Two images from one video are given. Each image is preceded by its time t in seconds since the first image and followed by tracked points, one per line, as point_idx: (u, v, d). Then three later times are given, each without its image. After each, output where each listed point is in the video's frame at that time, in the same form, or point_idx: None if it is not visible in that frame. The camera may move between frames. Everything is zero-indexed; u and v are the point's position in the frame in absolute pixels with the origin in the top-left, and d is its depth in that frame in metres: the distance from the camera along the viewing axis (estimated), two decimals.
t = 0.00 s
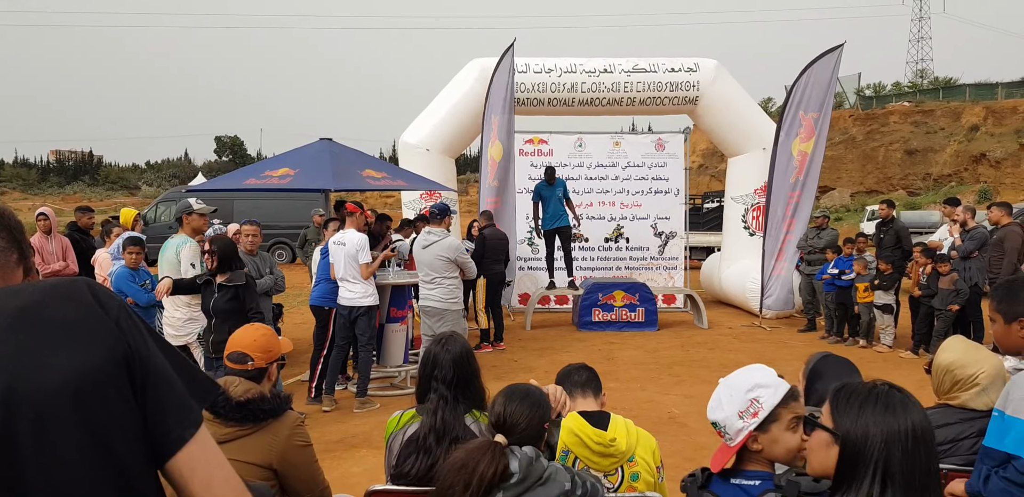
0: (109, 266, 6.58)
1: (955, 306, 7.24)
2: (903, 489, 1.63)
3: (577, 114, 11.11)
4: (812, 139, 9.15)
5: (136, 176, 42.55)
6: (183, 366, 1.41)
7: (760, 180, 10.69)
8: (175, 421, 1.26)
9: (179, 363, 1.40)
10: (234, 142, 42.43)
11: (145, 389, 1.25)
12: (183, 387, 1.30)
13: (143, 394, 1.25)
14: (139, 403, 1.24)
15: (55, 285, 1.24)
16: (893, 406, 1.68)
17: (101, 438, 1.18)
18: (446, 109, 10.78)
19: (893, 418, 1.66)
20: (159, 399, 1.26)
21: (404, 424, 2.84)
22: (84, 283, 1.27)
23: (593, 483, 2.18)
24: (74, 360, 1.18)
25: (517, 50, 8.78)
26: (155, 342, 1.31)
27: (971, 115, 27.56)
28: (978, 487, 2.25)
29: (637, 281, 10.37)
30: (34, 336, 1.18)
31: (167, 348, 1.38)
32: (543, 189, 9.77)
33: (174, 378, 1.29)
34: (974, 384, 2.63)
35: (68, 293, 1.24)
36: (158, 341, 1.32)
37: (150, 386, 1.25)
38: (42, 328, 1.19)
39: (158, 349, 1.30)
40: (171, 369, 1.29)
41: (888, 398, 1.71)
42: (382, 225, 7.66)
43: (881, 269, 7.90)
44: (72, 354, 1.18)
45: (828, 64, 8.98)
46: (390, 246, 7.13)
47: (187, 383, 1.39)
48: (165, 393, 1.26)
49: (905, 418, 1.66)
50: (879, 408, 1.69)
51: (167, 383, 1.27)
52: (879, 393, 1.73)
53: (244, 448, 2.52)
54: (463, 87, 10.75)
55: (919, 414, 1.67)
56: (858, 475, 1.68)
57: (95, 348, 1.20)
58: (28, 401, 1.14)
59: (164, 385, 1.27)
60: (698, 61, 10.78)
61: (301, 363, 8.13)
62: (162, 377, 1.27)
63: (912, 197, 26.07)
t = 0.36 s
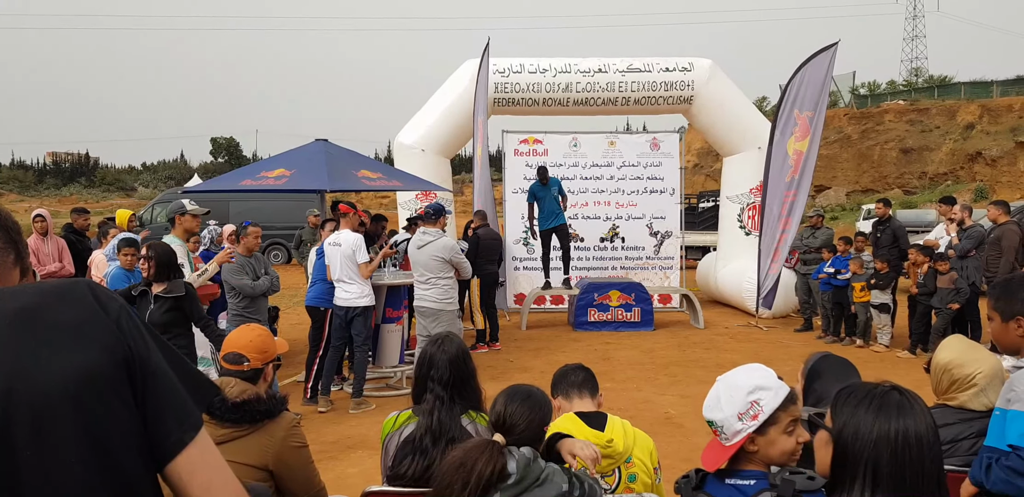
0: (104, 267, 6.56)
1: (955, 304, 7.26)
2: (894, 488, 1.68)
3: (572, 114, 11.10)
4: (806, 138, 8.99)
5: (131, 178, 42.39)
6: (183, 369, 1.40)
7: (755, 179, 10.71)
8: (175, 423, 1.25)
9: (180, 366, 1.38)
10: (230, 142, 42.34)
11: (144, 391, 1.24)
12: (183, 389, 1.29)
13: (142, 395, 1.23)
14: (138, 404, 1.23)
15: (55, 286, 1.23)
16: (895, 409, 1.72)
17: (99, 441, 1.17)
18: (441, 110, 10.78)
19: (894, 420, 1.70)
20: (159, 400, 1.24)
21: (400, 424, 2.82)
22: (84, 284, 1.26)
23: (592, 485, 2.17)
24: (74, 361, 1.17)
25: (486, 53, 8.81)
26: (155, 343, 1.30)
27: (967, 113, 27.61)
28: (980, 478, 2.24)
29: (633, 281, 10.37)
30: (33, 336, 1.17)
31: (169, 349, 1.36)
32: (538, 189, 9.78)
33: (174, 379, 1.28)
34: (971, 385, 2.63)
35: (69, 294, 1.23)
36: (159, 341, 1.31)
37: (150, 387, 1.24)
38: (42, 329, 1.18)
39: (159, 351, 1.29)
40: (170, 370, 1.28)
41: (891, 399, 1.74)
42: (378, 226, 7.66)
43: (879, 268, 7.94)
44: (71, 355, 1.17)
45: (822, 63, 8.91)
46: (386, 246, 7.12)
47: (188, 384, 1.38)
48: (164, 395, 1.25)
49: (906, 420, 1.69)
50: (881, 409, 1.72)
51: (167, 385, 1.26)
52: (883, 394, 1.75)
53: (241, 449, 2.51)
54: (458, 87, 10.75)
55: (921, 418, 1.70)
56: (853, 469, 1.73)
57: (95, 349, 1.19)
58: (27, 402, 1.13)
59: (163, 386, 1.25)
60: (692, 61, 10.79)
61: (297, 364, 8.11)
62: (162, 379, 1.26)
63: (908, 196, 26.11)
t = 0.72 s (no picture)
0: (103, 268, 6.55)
1: (955, 310, 7.32)
2: (877, 489, 1.69)
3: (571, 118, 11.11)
4: (806, 143, 9.06)
5: (130, 179, 42.34)
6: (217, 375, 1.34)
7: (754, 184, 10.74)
8: (208, 429, 1.22)
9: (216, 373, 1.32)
10: (230, 144, 42.34)
11: (178, 395, 1.20)
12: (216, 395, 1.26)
13: (176, 400, 1.19)
14: (172, 408, 1.19)
15: (92, 285, 1.19)
16: (885, 411, 1.73)
17: (134, 445, 1.12)
18: (440, 113, 10.78)
19: (881, 421, 1.71)
20: (193, 404, 1.21)
21: (397, 428, 2.81)
22: (119, 283, 1.23)
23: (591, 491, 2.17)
24: (111, 360, 1.13)
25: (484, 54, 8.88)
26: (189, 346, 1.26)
27: (965, 119, 27.66)
28: None
29: (631, 284, 10.36)
30: (69, 335, 1.13)
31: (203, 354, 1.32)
32: (542, 191, 9.78)
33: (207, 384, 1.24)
34: (971, 391, 2.63)
35: (104, 293, 1.20)
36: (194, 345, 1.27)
37: (184, 392, 1.20)
38: (77, 326, 1.14)
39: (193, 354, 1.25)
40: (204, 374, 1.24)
41: (884, 401, 1.75)
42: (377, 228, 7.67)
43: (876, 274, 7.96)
44: (107, 355, 1.13)
45: (822, 68, 8.93)
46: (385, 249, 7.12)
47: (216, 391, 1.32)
48: (198, 400, 1.21)
49: (896, 423, 1.70)
50: (871, 411, 1.74)
51: (201, 389, 1.22)
52: (879, 396, 1.78)
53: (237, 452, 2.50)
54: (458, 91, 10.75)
55: (916, 423, 1.70)
56: (839, 467, 1.75)
57: (131, 349, 1.15)
58: (64, 402, 1.09)
59: (198, 390, 1.22)
60: (692, 65, 10.80)
61: (295, 367, 8.09)
62: (196, 383, 1.22)
63: (906, 201, 26.15)
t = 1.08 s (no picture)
0: (100, 269, 6.54)
1: (956, 312, 7.28)
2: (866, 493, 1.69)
3: (571, 121, 11.12)
4: (804, 146, 9.03)
5: (129, 181, 42.26)
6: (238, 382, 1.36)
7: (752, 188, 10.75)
8: (226, 435, 1.25)
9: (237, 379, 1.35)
10: (228, 146, 42.29)
11: (197, 402, 1.24)
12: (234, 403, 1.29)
13: (195, 407, 1.23)
14: (191, 415, 1.23)
15: (120, 292, 1.23)
16: (880, 417, 1.72)
17: (156, 447, 1.17)
18: (439, 116, 10.78)
19: (874, 427, 1.71)
20: (212, 411, 1.24)
21: (395, 432, 2.80)
22: (145, 292, 1.25)
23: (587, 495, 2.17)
24: (136, 366, 1.16)
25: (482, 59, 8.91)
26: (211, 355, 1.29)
27: (963, 123, 27.72)
28: None
29: (630, 287, 10.35)
30: (96, 338, 1.16)
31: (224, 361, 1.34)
32: (545, 194, 9.78)
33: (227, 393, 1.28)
34: (969, 396, 2.62)
35: (130, 300, 1.23)
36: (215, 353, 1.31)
37: (204, 400, 1.24)
38: (105, 333, 1.17)
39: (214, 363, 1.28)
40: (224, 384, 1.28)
41: (880, 408, 1.74)
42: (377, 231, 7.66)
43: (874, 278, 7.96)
44: (132, 361, 1.17)
45: (821, 72, 8.95)
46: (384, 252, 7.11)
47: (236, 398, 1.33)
48: (217, 407, 1.25)
49: (889, 429, 1.70)
50: (865, 416, 1.74)
51: (221, 398, 1.26)
52: (878, 401, 1.77)
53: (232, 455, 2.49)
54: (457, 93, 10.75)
55: (910, 430, 1.69)
56: (831, 469, 1.76)
57: (156, 356, 1.19)
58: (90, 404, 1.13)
59: (217, 399, 1.25)
60: (691, 69, 10.83)
61: (293, 370, 8.07)
62: (216, 391, 1.25)
63: (904, 205, 26.17)
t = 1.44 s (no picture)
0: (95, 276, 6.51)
1: (952, 317, 7.40)
2: None
3: (566, 126, 11.13)
4: (798, 150, 9.04)
5: (124, 187, 42.15)
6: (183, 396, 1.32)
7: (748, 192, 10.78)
8: (158, 455, 1.21)
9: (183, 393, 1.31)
10: (223, 152, 42.22)
11: (130, 417, 1.20)
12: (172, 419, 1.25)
13: (127, 422, 1.20)
14: (122, 431, 1.20)
15: (56, 302, 1.22)
16: (878, 423, 1.72)
17: (76, 465, 1.13)
18: (435, 121, 10.79)
19: (871, 432, 1.71)
20: (144, 428, 1.21)
21: (390, 439, 2.78)
22: (83, 303, 1.25)
23: None
24: (62, 380, 1.14)
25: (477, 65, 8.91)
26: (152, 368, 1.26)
27: (956, 127, 27.87)
28: None
29: (626, 292, 10.35)
30: (25, 349, 1.15)
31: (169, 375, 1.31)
32: (541, 198, 9.77)
33: (164, 409, 1.24)
34: (963, 399, 2.63)
35: (66, 311, 1.22)
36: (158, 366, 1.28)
37: (136, 416, 1.21)
38: (34, 343, 1.16)
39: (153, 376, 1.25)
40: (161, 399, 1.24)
41: (878, 414, 1.74)
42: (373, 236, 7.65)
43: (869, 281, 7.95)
44: (60, 374, 1.15)
45: (814, 76, 8.90)
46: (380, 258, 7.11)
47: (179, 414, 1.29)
48: (151, 424, 1.22)
49: (884, 436, 1.69)
50: (862, 421, 1.74)
51: (154, 413, 1.22)
52: (875, 408, 1.77)
53: (225, 464, 2.46)
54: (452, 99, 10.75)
55: (906, 438, 1.69)
56: (826, 472, 1.76)
57: (84, 369, 1.16)
58: (8, 417, 1.11)
59: (151, 415, 1.22)
60: (685, 74, 10.85)
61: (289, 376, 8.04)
62: (150, 407, 1.22)
63: (898, 209, 26.28)
